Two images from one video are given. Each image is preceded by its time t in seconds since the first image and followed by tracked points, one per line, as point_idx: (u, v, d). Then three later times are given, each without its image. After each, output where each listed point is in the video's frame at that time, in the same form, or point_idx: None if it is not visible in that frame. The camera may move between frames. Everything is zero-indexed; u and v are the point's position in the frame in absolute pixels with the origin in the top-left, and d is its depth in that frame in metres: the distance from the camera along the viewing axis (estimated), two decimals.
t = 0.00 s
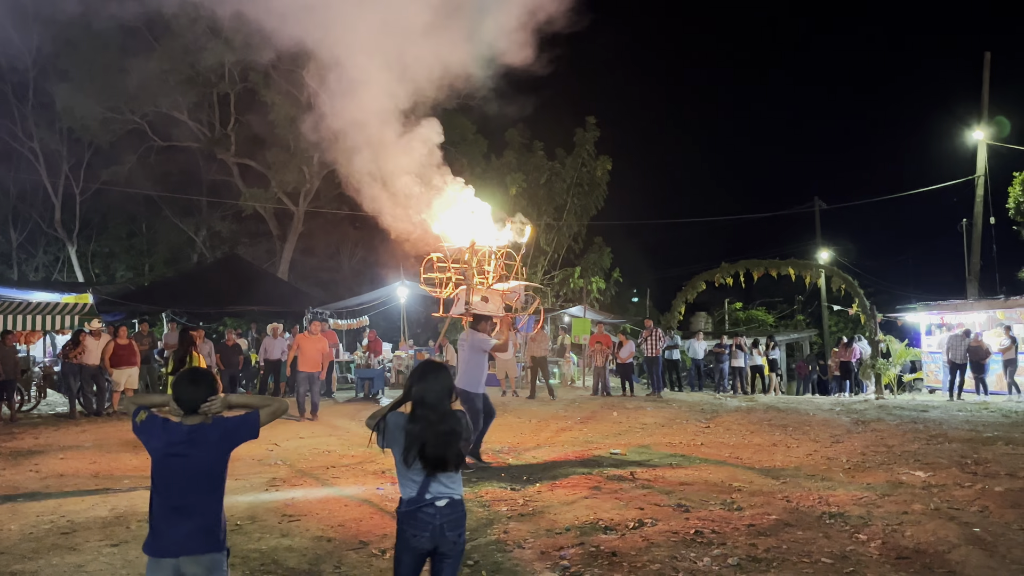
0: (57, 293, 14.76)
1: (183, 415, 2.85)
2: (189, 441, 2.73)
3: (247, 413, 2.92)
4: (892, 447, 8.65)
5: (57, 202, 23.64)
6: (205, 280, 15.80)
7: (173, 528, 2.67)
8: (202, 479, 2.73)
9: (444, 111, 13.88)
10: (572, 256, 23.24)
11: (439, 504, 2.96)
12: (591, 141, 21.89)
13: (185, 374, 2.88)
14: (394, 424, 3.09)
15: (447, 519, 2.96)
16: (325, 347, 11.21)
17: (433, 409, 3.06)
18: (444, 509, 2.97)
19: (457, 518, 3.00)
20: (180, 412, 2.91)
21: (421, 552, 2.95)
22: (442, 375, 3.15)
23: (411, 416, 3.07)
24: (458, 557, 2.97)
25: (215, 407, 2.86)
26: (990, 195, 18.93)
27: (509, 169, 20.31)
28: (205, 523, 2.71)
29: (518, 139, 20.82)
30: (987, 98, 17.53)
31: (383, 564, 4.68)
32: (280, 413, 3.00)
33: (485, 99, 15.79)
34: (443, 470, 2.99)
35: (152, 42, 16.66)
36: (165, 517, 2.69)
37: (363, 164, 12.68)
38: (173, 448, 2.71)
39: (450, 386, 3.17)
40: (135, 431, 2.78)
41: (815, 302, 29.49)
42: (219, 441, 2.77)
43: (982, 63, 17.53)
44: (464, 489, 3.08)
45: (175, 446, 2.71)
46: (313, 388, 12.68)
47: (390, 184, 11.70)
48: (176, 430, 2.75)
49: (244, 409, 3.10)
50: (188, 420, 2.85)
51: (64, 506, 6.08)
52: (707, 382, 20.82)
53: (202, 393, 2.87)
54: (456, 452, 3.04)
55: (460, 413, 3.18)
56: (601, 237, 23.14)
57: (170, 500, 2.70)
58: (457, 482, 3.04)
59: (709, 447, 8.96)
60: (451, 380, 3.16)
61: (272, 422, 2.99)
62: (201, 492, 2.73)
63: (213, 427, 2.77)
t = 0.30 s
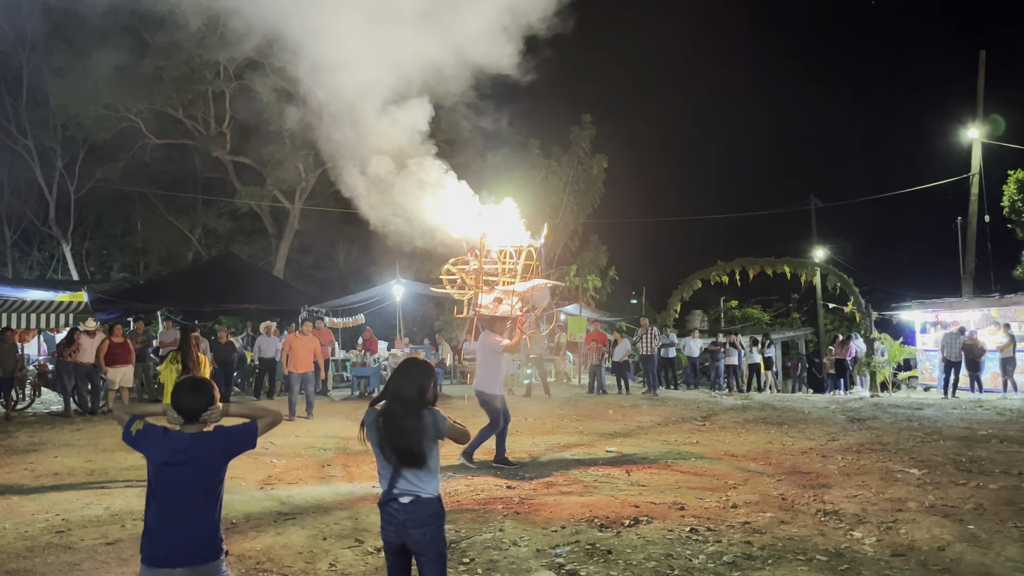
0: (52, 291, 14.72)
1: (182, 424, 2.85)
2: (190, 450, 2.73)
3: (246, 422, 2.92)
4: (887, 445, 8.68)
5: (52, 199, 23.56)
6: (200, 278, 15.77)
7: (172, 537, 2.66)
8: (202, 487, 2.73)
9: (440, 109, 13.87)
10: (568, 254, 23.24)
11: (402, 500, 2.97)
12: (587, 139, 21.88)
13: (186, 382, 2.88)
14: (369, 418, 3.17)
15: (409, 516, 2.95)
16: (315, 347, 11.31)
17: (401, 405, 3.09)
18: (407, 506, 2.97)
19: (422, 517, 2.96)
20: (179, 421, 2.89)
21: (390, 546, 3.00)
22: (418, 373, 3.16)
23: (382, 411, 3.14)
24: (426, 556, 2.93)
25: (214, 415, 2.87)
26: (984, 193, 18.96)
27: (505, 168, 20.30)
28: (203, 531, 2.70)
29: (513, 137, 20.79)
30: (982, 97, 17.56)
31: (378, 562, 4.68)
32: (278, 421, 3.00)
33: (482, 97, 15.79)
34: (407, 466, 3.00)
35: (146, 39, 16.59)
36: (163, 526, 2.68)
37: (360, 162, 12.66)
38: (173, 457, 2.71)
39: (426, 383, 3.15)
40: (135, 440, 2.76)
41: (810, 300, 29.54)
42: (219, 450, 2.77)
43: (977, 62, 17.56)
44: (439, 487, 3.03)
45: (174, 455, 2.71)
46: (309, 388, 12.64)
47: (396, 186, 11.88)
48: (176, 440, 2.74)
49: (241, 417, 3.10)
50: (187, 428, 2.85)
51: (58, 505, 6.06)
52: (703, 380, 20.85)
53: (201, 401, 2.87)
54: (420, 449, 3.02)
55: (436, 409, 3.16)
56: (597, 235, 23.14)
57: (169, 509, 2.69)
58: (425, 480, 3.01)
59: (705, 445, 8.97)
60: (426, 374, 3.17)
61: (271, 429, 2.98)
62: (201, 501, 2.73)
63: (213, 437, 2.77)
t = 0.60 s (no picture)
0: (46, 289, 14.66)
1: (188, 414, 2.92)
2: (202, 438, 2.81)
3: (250, 409, 3.02)
4: (881, 442, 8.70)
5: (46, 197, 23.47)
6: (195, 276, 15.74)
7: (187, 523, 2.75)
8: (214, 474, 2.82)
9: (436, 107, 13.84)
10: (564, 253, 23.24)
11: (383, 491, 3.17)
12: (583, 138, 21.88)
13: (190, 373, 2.96)
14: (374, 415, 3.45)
15: (387, 507, 3.13)
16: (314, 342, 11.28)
17: (385, 401, 3.30)
18: (387, 497, 3.15)
19: (398, 508, 3.11)
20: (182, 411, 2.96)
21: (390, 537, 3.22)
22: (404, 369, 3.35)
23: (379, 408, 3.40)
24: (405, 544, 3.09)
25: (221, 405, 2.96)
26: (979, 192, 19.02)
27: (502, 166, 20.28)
28: (215, 515, 2.80)
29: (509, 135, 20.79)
30: (977, 95, 17.61)
31: (373, 560, 4.68)
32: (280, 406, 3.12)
33: (477, 95, 15.77)
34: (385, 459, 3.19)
35: (141, 36, 16.54)
36: (177, 512, 2.75)
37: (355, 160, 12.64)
38: (184, 446, 2.78)
39: (408, 380, 3.32)
40: (142, 432, 2.81)
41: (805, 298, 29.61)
42: (230, 437, 2.87)
43: (972, 61, 17.61)
44: (419, 478, 3.17)
45: (188, 444, 2.78)
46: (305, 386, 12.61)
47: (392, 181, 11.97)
48: (188, 429, 2.81)
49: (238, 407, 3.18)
50: (194, 418, 2.93)
51: (53, 503, 6.04)
52: (698, 378, 20.87)
53: (207, 391, 2.96)
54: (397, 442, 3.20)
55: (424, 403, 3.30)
56: (593, 233, 23.14)
57: (183, 496, 2.77)
58: (403, 471, 3.16)
59: (700, 443, 8.98)
60: (413, 371, 3.35)
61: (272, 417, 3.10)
62: (212, 488, 2.82)
63: (223, 425, 2.86)
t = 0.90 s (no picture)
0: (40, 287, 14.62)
1: (183, 418, 2.93)
2: (193, 442, 2.80)
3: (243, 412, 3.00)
4: (876, 439, 8.74)
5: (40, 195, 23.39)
6: (190, 273, 15.71)
7: (180, 525, 2.74)
8: (206, 475, 2.80)
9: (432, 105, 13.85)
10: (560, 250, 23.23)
11: (413, 494, 3.15)
12: (579, 135, 21.87)
13: (184, 378, 2.96)
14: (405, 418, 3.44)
15: (419, 509, 3.12)
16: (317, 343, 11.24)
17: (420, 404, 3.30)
18: (419, 500, 3.14)
19: (431, 511, 3.11)
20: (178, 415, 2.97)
21: (412, 538, 3.19)
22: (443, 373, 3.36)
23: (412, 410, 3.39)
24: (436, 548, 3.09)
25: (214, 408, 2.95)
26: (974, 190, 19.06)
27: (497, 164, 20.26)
28: (210, 517, 2.78)
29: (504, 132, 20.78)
30: (972, 93, 17.64)
31: (368, 558, 4.68)
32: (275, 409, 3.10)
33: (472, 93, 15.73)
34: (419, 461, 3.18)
35: (135, 33, 16.49)
36: (170, 514, 2.75)
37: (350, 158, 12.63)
38: (176, 449, 2.78)
39: (444, 385, 3.33)
40: (136, 436, 2.82)
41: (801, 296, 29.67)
42: (221, 439, 2.84)
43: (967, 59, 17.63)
44: (452, 483, 3.17)
45: (178, 448, 2.77)
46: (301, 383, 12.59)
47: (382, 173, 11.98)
48: (180, 433, 2.81)
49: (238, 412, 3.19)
50: (188, 422, 2.92)
51: (47, 501, 6.03)
52: (694, 375, 20.91)
53: (201, 395, 2.95)
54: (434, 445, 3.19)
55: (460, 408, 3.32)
56: (589, 231, 23.14)
57: (176, 499, 2.76)
58: (437, 475, 3.16)
59: (696, 440, 9.00)
60: (451, 375, 3.37)
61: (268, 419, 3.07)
62: (206, 490, 2.80)
63: (213, 427, 2.84)
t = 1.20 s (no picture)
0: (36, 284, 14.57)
1: (187, 410, 2.92)
2: (203, 433, 2.83)
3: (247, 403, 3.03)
4: (871, 437, 8.75)
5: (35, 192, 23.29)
6: (186, 270, 15.67)
7: (192, 515, 2.75)
8: (217, 465, 2.84)
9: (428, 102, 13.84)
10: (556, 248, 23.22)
11: (454, 489, 3.13)
12: (575, 133, 21.84)
13: (186, 369, 2.96)
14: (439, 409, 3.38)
15: (461, 505, 3.11)
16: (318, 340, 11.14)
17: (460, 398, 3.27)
18: (461, 494, 3.12)
19: (472, 507, 3.10)
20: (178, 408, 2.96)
21: (448, 533, 3.17)
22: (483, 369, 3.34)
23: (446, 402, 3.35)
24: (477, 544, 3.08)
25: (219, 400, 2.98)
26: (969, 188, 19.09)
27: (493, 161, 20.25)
28: (220, 506, 2.82)
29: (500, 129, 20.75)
30: (968, 92, 17.66)
31: (364, 556, 4.68)
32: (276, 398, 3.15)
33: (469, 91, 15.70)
34: (462, 455, 3.16)
35: (130, 30, 16.42)
36: (183, 503, 2.76)
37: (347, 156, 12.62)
38: (188, 441, 2.79)
39: (485, 379, 3.32)
40: (142, 430, 2.79)
41: (797, 294, 29.72)
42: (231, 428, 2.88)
43: (963, 58, 17.64)
44: (491, 479, 3.17)
45: (189, 439, 2.79)
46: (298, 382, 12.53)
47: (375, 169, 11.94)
48: (189, 424, 2.83)
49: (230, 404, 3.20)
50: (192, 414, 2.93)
51: (42, 499, 6.01)
52: (689, 373, 20.92)
53: (205, 386, 2.96)
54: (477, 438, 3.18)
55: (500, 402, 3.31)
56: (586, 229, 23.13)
57: (190, 489, 2.78)
58: (479, 471, 3.16)
59: (692, 438, 9.01)
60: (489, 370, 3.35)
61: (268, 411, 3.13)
62: (216, 479, 2.84)
63: (222, 418, 2.88)
